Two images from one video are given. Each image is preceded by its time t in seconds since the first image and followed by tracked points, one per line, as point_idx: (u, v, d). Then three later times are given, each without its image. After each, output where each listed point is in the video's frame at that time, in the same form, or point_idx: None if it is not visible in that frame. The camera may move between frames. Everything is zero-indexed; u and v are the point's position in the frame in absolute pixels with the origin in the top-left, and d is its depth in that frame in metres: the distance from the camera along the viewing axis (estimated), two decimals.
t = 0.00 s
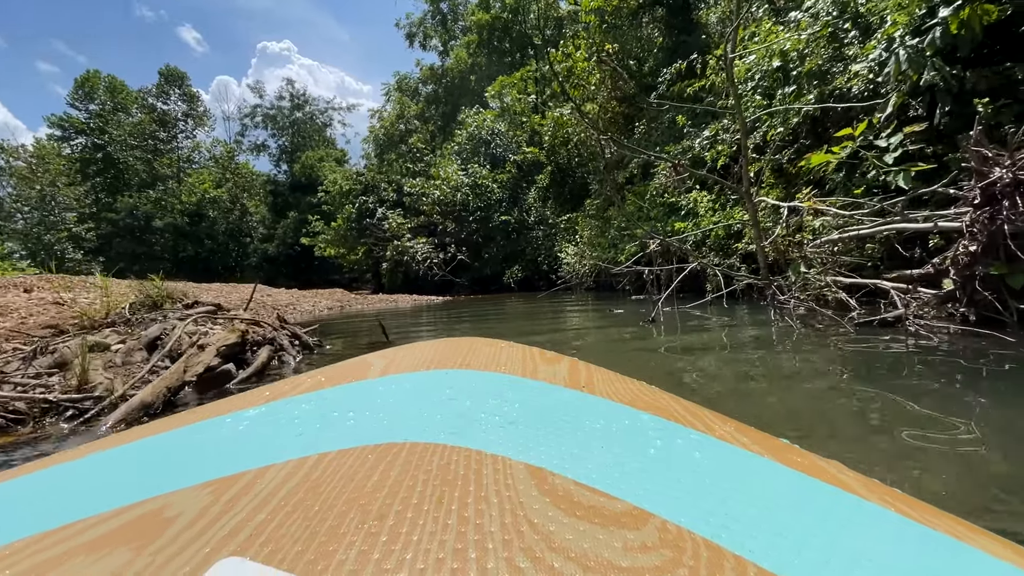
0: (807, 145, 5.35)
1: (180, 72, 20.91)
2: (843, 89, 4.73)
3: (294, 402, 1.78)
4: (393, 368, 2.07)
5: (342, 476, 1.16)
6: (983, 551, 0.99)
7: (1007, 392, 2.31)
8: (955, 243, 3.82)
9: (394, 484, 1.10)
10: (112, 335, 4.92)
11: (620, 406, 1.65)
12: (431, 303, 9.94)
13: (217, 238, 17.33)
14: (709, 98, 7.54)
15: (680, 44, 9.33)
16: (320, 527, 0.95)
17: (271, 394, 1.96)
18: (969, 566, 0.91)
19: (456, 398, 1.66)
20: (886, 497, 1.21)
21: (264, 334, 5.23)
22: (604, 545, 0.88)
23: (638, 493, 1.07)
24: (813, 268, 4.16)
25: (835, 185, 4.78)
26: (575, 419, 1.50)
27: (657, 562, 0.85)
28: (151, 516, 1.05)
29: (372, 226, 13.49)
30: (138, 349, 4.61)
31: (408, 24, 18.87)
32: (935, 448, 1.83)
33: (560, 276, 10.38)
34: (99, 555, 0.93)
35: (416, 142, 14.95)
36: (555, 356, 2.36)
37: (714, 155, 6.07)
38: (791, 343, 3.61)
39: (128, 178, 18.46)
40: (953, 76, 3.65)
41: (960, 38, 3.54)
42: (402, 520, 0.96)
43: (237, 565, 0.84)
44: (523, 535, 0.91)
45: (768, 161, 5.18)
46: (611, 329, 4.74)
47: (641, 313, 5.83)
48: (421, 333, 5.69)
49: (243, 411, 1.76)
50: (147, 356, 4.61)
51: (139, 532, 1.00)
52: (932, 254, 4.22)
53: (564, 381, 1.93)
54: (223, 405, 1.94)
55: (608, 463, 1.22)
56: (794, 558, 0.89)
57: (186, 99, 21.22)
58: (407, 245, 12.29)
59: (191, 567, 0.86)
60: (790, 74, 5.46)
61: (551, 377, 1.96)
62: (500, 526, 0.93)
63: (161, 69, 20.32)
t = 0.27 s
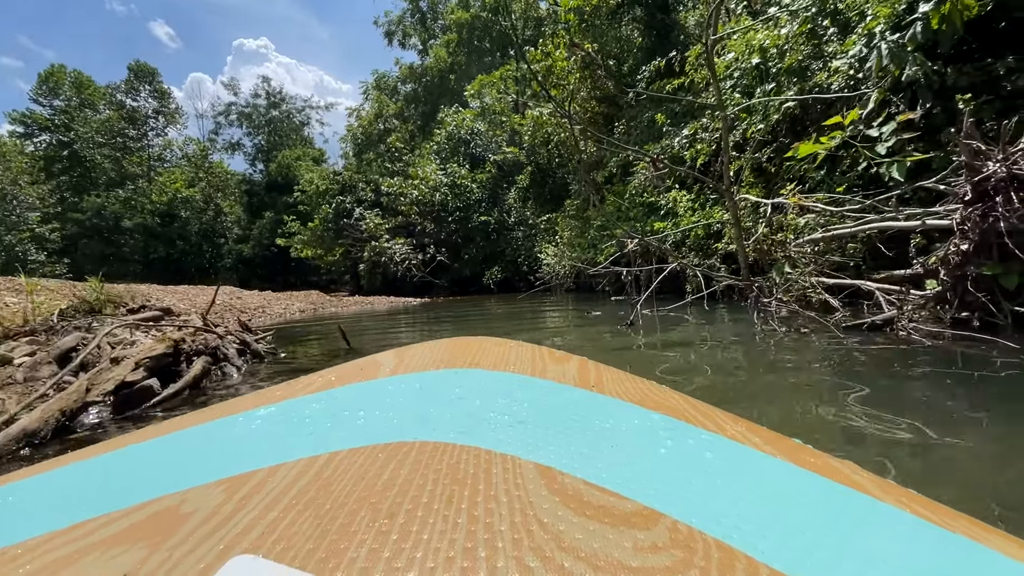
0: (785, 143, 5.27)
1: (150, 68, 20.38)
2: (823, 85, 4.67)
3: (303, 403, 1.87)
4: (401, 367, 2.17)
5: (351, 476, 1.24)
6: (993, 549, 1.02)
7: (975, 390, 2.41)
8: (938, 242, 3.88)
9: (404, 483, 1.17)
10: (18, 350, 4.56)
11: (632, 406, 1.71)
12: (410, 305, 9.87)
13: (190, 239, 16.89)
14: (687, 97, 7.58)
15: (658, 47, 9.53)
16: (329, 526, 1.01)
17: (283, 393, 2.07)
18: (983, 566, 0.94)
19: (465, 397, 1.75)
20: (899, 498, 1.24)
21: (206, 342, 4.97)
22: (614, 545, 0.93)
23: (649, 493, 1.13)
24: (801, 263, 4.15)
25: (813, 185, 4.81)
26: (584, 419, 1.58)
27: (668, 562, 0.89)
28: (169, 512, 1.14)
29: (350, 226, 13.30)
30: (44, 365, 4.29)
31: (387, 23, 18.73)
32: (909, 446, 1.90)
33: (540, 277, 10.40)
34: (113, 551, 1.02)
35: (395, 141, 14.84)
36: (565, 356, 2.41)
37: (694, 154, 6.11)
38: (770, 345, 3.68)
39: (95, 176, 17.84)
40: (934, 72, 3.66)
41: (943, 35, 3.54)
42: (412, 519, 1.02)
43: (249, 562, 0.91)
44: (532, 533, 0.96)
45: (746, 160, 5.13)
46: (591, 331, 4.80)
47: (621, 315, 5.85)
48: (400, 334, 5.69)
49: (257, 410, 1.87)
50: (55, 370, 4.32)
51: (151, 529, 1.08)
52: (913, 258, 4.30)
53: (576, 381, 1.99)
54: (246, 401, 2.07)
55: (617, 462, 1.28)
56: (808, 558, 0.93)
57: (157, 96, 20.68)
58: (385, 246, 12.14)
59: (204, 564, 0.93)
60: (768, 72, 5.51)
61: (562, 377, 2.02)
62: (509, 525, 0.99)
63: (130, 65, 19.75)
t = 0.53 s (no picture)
0: (767, 142, 5.36)
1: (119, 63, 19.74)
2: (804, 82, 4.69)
3: (311, 405, 1.92)
4: (407, 370, 2.25)
5: (358, 477, 1.28)
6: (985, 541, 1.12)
7: (942, 389, 2.52)
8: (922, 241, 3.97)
9: (410, 484, 1.23)
10: None
11: (639, 407, 1.79)
12: (391, 307, 9.78)
13: (162, 240, 16.41)
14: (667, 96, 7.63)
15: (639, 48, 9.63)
16: (337, 528, 1.06)
17: (290, 396, 2.12)
18: (986, 561, 1.03)
19: (469, 397, 1.85)
20: (906, 493, 1.32)
21: (141, 353, 4.64)
22: (622, 544, 0.98)
23: (654, 492, 1.20)
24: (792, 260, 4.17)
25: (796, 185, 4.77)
26: (588, 418, 1.67)
27: (675, 560, 0.95)
28: (177, 515, 1.17)
29: (327, 226, 13.08)
30: None
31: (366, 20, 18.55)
32: (881, 442, 2.00)
33: (521, 278, 10.41)
34: (122, 554, 1.04)
35: (374, 140, 14.69)
36: (569, 355, 2.56)
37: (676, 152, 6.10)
38: (751, 348, 3.75)
39: (61, 174, 17.15)
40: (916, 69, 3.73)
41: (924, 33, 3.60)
42: (419, 520, 1.07)
43: (257, 564, 0.94)
44: (539, 533, 1.02)
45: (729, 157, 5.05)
46: (572, 332, 4.83)
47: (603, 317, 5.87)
48: (380, 337, 5.63)
49: (262, 413, 1.91)
50: None
51: (161, 532, 1.11)
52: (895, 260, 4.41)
53: (579, 380, 2.10)
54: (252, 404, 2.10)
55: (624, 462, 1.36)
56: (816, 555, 1.00)
57: (126, 92, 20.06)
58: (363, 247, 11.96)
59: (214, 564, 0.97)
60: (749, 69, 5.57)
61: (565, 376, 2.14)
62: (516, 525, 1.04)
63: (98, 60, 19.12)
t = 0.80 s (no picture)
0: (754, 140, 5.40)
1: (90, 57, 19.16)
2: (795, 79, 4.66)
3: (310, 406, 1.93)
4: (405, 370, 2.26)
5: (357, 478, 1.28)
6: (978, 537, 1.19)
7: (917, 389, 2.61)
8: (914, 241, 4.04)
9: (409, 485, 1.22)
10: None
11: (639, 407, 1.83)
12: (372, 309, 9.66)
13: (135, 240, 15.96)
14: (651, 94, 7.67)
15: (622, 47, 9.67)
16: (336, 531, 1.05)
17: (287, 399, 2.12)
18: (981, 559, 1.09)
19: (468, 397, 1.84)
20: (905, 489, 1.39)
21: (73, 364, 4.16)
22: (622, 545, 1.01)
23: (653, 493, 1.23)
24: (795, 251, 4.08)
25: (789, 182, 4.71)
26: (588, 418, 1.70)
27: (674, 559, 0.99)
28: (176, 520, 1.16)
29: (306, 226, 12.89)
30: None
31: (347, 18, 18.33)
32: (859, 442, 2.06)
33: (504, 279, 10.38)
34: (121, 561, 1.03)
35: (355, 139, 14.51)
36: (566, 354, 2.58)
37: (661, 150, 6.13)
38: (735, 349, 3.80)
39: (29, 172, 16.52)
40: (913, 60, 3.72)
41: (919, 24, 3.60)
42: (417, 522, 1.07)
43: (255, 569, 0.93)
44: (539, 534, 1.03)
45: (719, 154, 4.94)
46: (555, 334, 4.83)
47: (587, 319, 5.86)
48: (361, 340, 5.55)
49: (259, 416, 1.90)
50: None
51: (158, 538, 1.10)
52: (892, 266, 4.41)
53: (578, 380, 2.13)
54: (251, 408, 2.09)
55: (624, 462, 1.39)
56: (813, 554, 1.04)
57: (98, 88, 19.48)
58: (343, 247, 11.79)
59: (212, 568, 0.96)
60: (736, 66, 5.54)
61: (564, 376, 2.15)
62: (516, 526, 1.05)
63: (68, 54, 18.52)
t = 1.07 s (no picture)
0: (745, 137, 5.39)
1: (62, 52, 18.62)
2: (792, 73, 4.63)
3: (303, 408, 1.93)
4: (400, 372, 2.25)
5: (350, 480, 1.30)
6: (965, 535, 1.18)
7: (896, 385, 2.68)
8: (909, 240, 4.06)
9: (403, 486, 1.25)
10: None
11: (632, 407, 1.83)
12: (355, 311, 9.55)
13: (110, 241, 15.55)
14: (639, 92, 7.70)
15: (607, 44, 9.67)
16: (330, 531, 1.07)
17: (280, 400, 2.12)
18: (975, 558, 1.08)
19: (462, 398, 1.88)
20: (897, 489, 1.38)
21: None
22: (617, 545, 1.03)
23: (649, 493, 1.25)
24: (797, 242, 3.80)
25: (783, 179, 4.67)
26: (582, 418, 1.71)
27: (669, 558, 1.00)
28: (168, 521, 1.18)
29: (288, 227, 12.71)
30: None
31: (330, 15, 18.13)
32: (839, 437, 2.11)
33: (489, 279, 10.35)
34: (113, 562, 1.05)
35: (338, 137, 14.33)
36: (561, 355, 2.56)
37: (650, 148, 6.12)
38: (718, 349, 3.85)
39: None
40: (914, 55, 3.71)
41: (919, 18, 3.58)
42: (412, 523, 1.09)
43: (249, 570, 0.96)
44: (533, 535, 1.05)
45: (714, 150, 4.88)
46: (540, 336, 4.83)
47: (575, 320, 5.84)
48: (344, 342, 5.48)
49: (252, 418, 1.91)
50: None
51: (150, 540, 1.11)
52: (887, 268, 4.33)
53: (572, 380, 2.12)
54: (244, 409, 2.10)
55: (618, 462, 1.41)
56: (808, 555, 1.05)
57: (71, 83, 18.93)
58: (326, 248, 11.64)
59: (206, 569, 0.98)
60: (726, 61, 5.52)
61: (558, 377, 2.15)
62: (510, 527, 1.08)
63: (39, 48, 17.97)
